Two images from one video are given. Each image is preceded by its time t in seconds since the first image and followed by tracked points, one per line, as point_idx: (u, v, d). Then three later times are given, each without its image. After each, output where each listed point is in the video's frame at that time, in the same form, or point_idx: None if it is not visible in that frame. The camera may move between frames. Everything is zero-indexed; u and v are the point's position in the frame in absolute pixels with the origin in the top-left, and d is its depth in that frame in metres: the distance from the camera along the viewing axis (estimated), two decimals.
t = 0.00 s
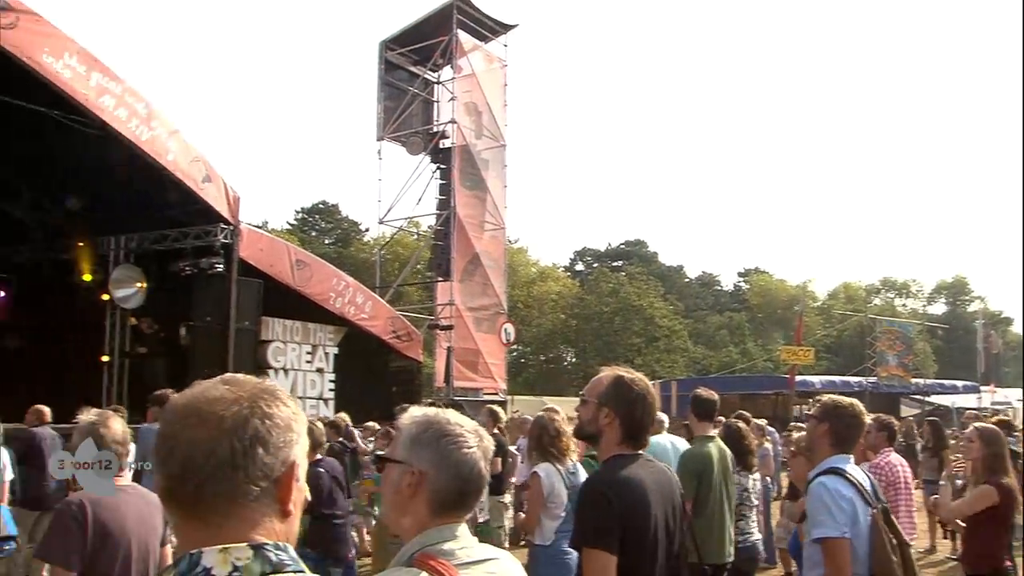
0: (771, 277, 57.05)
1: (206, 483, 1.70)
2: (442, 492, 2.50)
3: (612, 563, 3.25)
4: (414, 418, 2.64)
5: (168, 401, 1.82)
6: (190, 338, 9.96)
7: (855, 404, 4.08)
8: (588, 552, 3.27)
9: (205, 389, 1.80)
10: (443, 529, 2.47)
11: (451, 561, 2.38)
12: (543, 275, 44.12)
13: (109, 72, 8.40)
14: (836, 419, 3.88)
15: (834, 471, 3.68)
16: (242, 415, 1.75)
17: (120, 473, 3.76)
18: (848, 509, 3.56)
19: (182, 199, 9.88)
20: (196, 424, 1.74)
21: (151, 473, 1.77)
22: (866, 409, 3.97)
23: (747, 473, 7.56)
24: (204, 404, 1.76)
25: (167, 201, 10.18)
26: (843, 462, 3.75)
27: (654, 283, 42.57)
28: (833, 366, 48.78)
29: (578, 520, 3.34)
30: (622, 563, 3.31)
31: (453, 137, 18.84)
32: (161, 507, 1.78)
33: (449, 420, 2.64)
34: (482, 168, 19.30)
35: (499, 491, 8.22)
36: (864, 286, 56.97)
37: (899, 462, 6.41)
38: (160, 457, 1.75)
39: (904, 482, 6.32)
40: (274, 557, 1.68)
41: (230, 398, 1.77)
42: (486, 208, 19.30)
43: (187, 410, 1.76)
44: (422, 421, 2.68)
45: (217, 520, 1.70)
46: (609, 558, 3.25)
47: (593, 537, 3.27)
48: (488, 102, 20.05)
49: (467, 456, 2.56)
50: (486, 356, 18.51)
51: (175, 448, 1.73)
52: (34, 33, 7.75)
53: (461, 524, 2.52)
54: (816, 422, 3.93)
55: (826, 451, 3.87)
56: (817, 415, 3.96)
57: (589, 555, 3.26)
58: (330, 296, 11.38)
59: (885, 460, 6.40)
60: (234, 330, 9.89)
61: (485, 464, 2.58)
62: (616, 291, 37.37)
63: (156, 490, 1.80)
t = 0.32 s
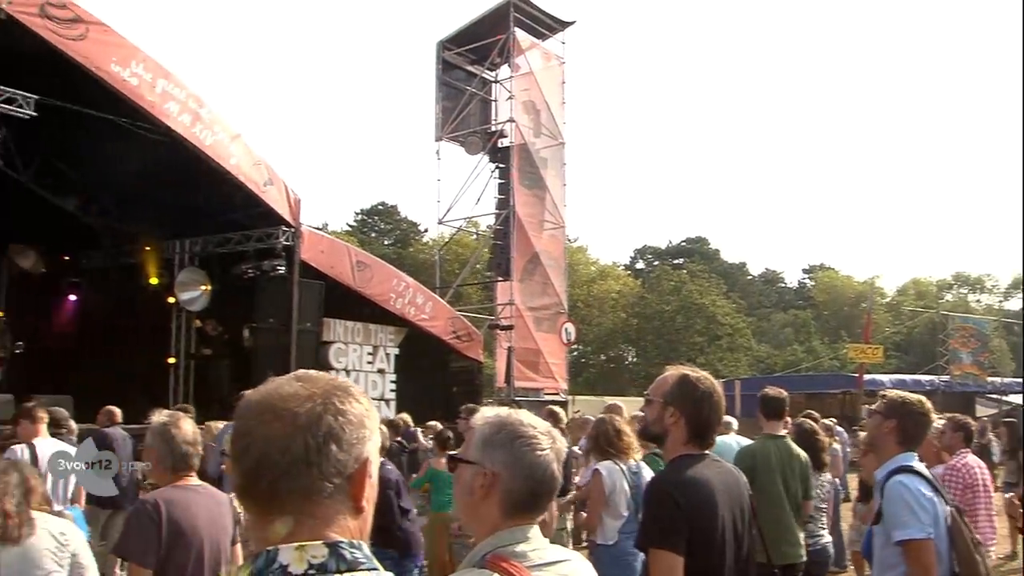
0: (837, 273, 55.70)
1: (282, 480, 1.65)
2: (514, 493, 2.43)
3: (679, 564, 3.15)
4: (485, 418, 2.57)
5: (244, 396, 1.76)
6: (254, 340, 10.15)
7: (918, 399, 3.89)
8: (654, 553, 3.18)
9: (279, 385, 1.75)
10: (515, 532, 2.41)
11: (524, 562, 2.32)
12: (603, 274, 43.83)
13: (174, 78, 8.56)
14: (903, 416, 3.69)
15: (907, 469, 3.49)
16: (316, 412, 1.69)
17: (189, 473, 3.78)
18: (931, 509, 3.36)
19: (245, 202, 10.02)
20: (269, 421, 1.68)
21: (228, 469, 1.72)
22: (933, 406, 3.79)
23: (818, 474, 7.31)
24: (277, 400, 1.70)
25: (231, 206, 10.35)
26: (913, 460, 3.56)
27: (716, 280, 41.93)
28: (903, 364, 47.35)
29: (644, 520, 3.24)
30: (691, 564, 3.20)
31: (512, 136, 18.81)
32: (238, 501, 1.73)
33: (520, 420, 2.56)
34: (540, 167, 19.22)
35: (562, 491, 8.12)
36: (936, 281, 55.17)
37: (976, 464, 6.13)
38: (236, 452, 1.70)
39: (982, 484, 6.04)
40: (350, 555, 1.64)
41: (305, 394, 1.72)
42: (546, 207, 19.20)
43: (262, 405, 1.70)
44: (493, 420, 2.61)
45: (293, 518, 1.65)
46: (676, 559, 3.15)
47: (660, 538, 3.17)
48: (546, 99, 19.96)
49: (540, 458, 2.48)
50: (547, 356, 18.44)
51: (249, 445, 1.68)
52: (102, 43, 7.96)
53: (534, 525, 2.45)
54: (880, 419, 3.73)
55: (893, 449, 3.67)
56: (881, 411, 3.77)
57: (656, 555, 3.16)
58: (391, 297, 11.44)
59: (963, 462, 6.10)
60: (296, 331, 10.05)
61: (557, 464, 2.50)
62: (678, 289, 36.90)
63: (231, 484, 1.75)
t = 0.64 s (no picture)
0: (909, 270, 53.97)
1: (355, 481, 1.59)
2: (586, 492, 2.35)
3: (749, 570, 3.02)
4: (556, 419, 2.51)
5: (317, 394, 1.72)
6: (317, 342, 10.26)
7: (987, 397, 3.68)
8: (722, 557, 3.05)
9: (349, 385, 1.69)
10: (588, 533, 2.34)
11: (598, 564, 2.25)
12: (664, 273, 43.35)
13: (236, 83, 8.68)
14: (973, 418, 3.49)
15: (980, 476, 3.29)
16: (390, 411, 1.63)
17: (258, 474, 3.78)
18: (1010, 518, 3.17)
19: (306, 205, 10.13)
20: (342, 422, 1.63)
21: (301, 468, 1.68)
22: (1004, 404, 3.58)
23: (895, 477, 7.04)
24: (350, 399, 1.65)
25: (293, 209, 10.48)
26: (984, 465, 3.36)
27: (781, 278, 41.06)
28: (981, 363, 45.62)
29: (712, 522, 3.12)
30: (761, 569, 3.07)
31: (571, 134, 18.69)
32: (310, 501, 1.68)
33: (590, 421, 2.48)
34: (601, 165, 19.04)
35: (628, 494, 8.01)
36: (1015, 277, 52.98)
37: None
38: (310, 451, 1.65)
39: None
40: (421, 556, 1.57)
41: (377, 393, 1.66)
42: (607, 206, 19.03)
43: (334, 406, 1.65)
44: (562, 422, 2.53)
45: (367, 516, 1.60)
46: (745, 564, 3.02)
47: (729, 542, 3.04)
48: (606, 96, 19.77)
49: (610, 457, 2.40)
50: (609, 356, 18.27)
51: (321, 445, 1.62)
52: (167, 51, 8.13)
53: (606, 526, 2.37)
54: (947, 421, 3.54)
55: (962, 454, 3.48)
56: (948, 412, 3.57)
57: (724, 560, 3.03)
58: (452, 297, 11.46)
59: None
60: (358, 332, 10.15)
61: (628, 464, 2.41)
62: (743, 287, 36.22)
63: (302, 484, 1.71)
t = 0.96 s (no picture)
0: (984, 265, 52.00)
1: (466, 483, 1.55)
2: (659, 494, 2.27)
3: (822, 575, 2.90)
4: (627, 418, 2.43)
5: (413, 388, 1.63)
6: (379, 342, 10.38)
7: None
8: (793, 561, 2.93)
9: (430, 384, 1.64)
10: (662, 534, 2.26)
11: (672, 567, 2.18)
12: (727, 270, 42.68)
13: (297, 87, 8.78)
14: None
15: None
16: (498, 417, 1.61)
17: (326, 474, 3.78)
18: None
19: (367, 206, 10.20)
20: (424, 421, 1.58)
21: (395, 463, 1.58)
22: None
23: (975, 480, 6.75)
24: (456, 399, 1.60)
25: (354, 211, 10.57)
26: None
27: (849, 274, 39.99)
28: None
29: (783, 524, 3.00)
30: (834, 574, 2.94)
31: (632, 131, 18.50)
32: (397, 498, 1.58)
33: (662, 421, 2.40)
34: (662, 161, 18.78)
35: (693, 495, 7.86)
36: None
37: None
38: (412, 449, 1.56)
39: None
40: (495, 557, 1.52)
41: (480, 396, 1.63)
42: (668, 203, 18.77)
43: (444, 404, 1.58)
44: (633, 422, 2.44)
45: (467, 518, 1.55)
46: (818, 567, 2.90)
47: (801, 545, 2.92)
48: (666, 91, 19.50)
49: (684, 459, 2.31)
50: (672, 355, 18.03)
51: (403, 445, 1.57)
52: (231, 56, 8.26)
53: (680, 528, 2.29)
54: None
55: None
56: None
57: (795, 564, 2.92)
58: (513, 298, 11.42)
59: None
60: (420, 332, 10.20)
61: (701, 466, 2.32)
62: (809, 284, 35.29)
63: (384, 478, 1.61)
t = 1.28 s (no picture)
0: None
1: (554, 484, 1.51)
2: (732, 497, 2.18)
3: None
4: (700, 419, 2.34)
5: (497, 388, 1.59)
6: (443, 343, 10.40)
7: None
8: (870, 567, 2.80)
9: (514, 386, 1.60)
10: (736, 537, 2.17)
11: (748, 570, 2.09)
12: (793, 267, 41.80)
13: (358, 89, 8.85)
14: None
15: None
16: (583, 422, 1.59)
17: (395, 474, 3.77)
18: None
19: (429, 207, 10.25)
20: (509, 422, 1.53)
21: (478, 464, 1.53)
22: None
23: None
24: (544, 402, 1.57)
25: (415, 211, 10.62)
26: None
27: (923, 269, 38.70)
28: None
29: (859, 528, 2.87)
30: None
31: (695, 127, 18.24)
32: (479, 498, 1.52)
33: (736, 422, 2.29)
34: (726, 157, 18.46)
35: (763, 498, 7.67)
36: None
37: None
38: (500, 449, 1.51)
39: None
40: (575, 557, 1.47)
41: (565, 401, 1.61)
42: (733, 199, 18.42)
43: (534, 406, 1.55)
44: (707, 423, 2.35)
45: (551, 519, 1.51)
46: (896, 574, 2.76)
47: (878, 548, 2.78)
48: (730, 85, 19.16)
49: (759, 461, 2.21)
50: (739, 354, 17.71)
51: (486, 444, 1.53)
52: (294, 61, 8.37)
53: (756, 531, 2.20)
54: None
55: None
56: None
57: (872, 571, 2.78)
58: (576, 297, 11.34)
59: None
60: (483, 332, 10.21)
61: (778, 469, 2.22)
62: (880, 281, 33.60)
63: (464, 477, 1.55)
